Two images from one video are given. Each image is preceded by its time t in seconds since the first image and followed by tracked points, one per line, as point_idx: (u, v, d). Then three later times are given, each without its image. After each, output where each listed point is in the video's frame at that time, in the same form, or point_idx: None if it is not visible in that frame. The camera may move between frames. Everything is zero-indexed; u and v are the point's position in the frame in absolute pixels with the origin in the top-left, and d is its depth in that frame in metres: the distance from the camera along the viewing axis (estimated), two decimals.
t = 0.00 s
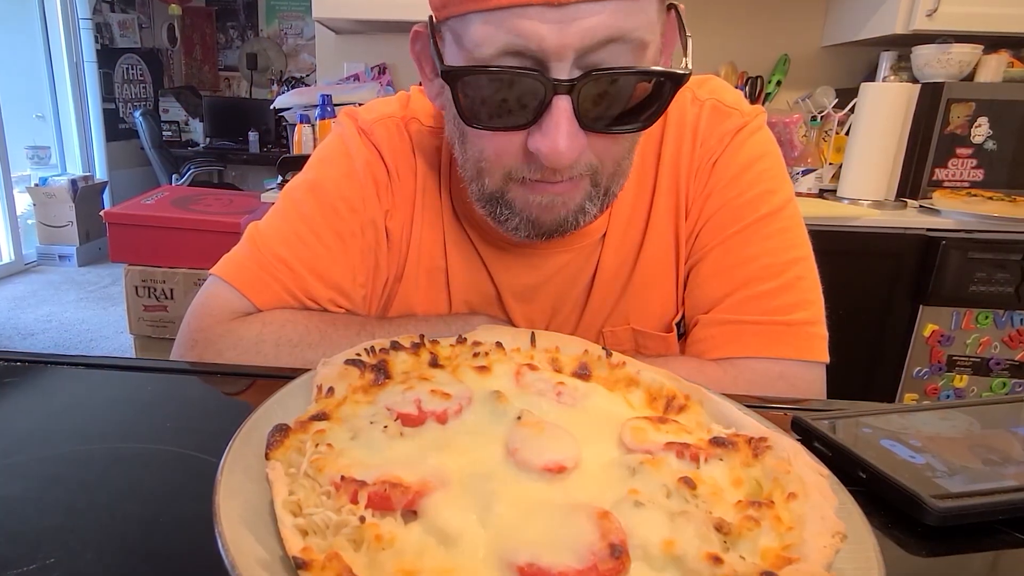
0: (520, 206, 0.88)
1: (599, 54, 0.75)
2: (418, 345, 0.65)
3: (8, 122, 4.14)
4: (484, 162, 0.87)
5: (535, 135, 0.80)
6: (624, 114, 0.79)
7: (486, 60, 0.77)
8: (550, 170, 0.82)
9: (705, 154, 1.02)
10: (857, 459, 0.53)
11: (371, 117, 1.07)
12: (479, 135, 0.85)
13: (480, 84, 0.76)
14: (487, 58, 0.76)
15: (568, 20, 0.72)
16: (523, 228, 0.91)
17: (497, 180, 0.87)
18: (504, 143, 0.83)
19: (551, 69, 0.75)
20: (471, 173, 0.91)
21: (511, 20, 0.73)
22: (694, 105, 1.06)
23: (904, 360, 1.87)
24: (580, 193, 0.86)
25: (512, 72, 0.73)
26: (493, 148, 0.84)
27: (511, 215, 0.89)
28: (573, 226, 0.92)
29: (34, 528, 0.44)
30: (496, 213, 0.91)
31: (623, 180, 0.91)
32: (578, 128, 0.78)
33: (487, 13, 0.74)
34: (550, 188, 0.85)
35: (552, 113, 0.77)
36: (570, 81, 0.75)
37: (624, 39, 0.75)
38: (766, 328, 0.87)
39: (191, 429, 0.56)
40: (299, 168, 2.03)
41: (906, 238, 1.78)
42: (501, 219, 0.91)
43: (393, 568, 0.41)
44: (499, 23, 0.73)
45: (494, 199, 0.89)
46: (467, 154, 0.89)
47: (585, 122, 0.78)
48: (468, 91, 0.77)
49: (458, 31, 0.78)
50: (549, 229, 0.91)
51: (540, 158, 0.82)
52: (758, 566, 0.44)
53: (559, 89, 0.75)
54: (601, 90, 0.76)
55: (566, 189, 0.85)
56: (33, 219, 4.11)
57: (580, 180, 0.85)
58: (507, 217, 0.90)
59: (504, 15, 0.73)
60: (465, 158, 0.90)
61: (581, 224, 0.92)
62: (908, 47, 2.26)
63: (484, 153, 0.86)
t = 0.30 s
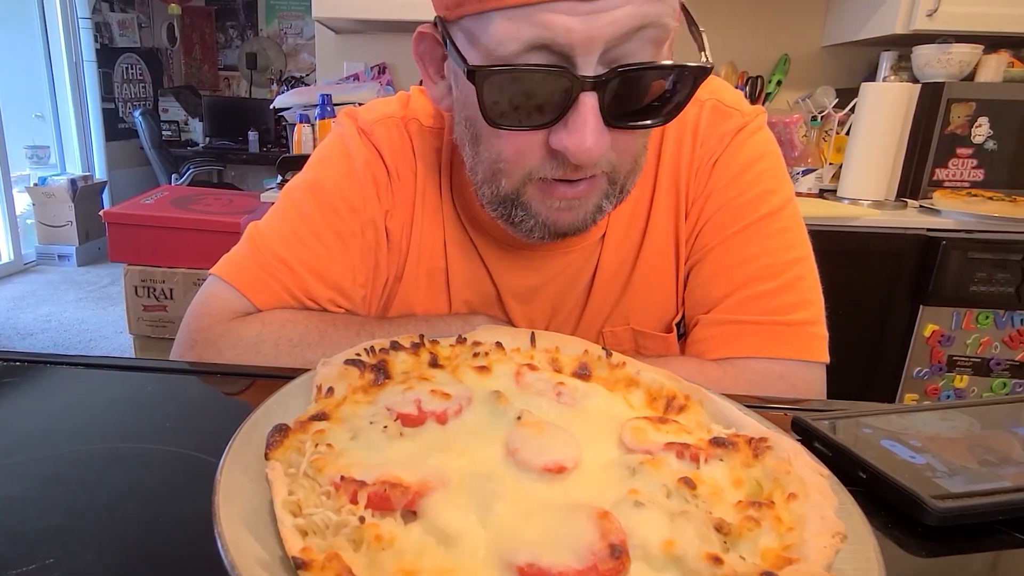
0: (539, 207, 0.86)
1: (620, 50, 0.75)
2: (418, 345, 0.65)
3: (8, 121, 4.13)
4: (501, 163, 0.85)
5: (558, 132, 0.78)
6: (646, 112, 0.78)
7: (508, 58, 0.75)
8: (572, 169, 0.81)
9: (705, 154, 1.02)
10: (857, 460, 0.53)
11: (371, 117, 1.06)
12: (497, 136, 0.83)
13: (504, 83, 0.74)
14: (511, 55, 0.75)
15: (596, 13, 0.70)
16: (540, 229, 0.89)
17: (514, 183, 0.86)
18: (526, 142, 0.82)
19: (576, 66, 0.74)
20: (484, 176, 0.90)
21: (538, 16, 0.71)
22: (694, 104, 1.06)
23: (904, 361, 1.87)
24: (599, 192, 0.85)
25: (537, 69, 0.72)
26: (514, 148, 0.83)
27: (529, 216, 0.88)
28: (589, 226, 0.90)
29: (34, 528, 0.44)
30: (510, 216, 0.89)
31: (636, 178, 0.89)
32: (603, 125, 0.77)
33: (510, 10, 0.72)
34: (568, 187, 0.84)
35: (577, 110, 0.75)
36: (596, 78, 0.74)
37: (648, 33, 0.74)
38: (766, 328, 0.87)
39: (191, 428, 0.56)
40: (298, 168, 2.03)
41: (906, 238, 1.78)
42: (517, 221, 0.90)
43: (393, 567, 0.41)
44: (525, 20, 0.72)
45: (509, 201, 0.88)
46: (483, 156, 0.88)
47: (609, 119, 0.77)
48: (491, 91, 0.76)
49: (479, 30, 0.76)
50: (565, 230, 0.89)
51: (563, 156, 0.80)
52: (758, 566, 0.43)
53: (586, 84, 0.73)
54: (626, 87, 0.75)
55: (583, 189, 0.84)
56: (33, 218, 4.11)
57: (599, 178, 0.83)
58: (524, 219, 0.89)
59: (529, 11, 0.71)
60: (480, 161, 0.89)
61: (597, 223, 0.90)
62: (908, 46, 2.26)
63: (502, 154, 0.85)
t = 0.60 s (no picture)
0: (549, 210, 0.85)
1: (633, 53, 0.74)
2: (418, 345, 0.65)
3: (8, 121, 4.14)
4: (511, 166, 0.85)
5: (570, 134, 0.77)
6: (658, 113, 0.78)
7: (519, 63, 0.75)
8: (584, 171, 0.80)
9: (705, 155, 1.02)
10: (857, 460, 0.53)
11: (371, 116, 1.06)
12: (508, 139, 0.83)
13: (513, 89, 0.74)
14: (522, 60, 0.74)
15: (608, 16, 0.70)
16: (549, 231, 0.89)
17: (524, 185, 0.85)
18: (538, 145, 0.81)
19: (589, 69, 0.73)
20: (493, 179, 0.89)
21: (550, 20, 0.71)
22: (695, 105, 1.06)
23: (904, 361, 1.87)
24: (608, 193, 0.85)
25: (546, 73, 0.71)
26: (525, 151, 0.82)
27: (538, 218, 0.87)
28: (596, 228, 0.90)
29: (32, 528, 0.44)
30: (520, 218, 0.89)
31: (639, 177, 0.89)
32: (616, 127, 0.77)
33: (522, 15, 0.72)
34: (578, 190, 0.83)
35: (591, 112, 0.75)
36: (608, 80, 0.73)
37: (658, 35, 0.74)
38: (767, 328, 0.87)
39: (190, 428, 0.56)
40: (298, 168, 2.03)
41: (906, 238, 1.78)
42: (526, 223, 0.89)
43: (392, 568, 0.41)
44: (537, 24, 0.71)
45: (519, 204, 0.87)
46: (492, 159, 0.87)
47: (621, 121, 0.76)
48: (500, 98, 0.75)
49: (489, 35, 0.76)
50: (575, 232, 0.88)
51: (575, 159, 0.80)
52: (758, 567, 0.43)
53: (599, 87, 0.73)
54: (638, 88, 0.75)
55: (593, 193, 0.83)
56: (32, 218, 4.11)
57: (609, 180, 0.83)
58: (533, 221, 0.88)
59: (542, 16, 0.71)
60: (489, 165, 0.88)
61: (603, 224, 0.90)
62: (909, 46, 2.26)
63: (512, 157, 0.84)
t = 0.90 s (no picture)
0: (554, 211, 0.85)
1: (638, 45, 0.74)
2: (418, 345, 0.65)
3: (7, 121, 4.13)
4: (519, 164, 0.84)
5: (575, 129, 0.77)
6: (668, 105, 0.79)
7: (524, 55, 0.75)
8: (590, 168, 0.80)
9: (706, 155, 1.02)
10: (858, 461, 0.53)
11: (371, 116, 1.06)
12: (517, 138, 0.82)
13: (517, 86, 0.74)
14: (526, 52, 0.74)
15: (614, 6, 0.70)
16: (554, 231, 0.88)
17: (531, 185, 0.85)
18: (543, 143, 0.81)
19: (594, 61, 0.73)
20: (498, 178, 0.89)
21: (555, 10, 0.70)
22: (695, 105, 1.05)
23: (904, 361, 1.87)
24: (611, 190, 0.84)
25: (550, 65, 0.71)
26: (531, 151, 0.82)
27: (543, 219, 0.87)
28: (597, 228, 0.90)
29: (31, 529, 0.43)
30: (524, 221, 0.89)
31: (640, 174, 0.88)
32: (622, 119, 0.76)
33: (526, 7, 0.72)
34: (581, 187, 0.82)
35: (597, 105, 0.74)
36: (613, 72, 0.73)
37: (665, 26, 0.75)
38: (767, 328, 0.87)
39: (189, 428, 0.56)
40: (298, 168, 2.03)
41: (906, 238, 1.78)
42: (531, 222, 0.89)
43: (392, 568, 0.41)
44: (542, 15, 0.71)
45: (524, 203, 0.87)
46: (497, 157, 0.87)
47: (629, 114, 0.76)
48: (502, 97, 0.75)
49: (493, 29, 0.76)
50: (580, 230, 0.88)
51: (582, 156, 0.79)
52: (758, 567, 0.43)
53: (604, 79, 0.73)
54: (645, 80, 0.75)
55: (593, 194, 0.83)
56: (32, 218, 4.11)
57: (612, 176, 0.82)
58: (538, 223, 0.88)
59: (546, 6, 0.71)
60: (493, 163, 0.88)
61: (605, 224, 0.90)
62: (908, 46, 2.26)
63: (517, 156, 0.84)
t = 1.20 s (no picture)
0: (558, 200, 0.84)
1: (641, 35, 0.74)
2: (417, 345, 0.65)
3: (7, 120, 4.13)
4: (521, 155, 0.84)
5: (580, 121, 0.77)
6: (673, 95, 0.79)
7: (528, 48, 0.75)
8: (596, 157, 0.80)
9: (706, 155, 1.02)
10: (858, 460, 0.53)
11: (371, 116, 1.06)
12: (517, 128, 0.82)
13: (519, 81, 0.75)
14: (530, 45, 0.75)
15: None
16: (559, 223, 0.87)
17: (534, 176, 0.84)
18: (547, 133, 0.80)
19: (599, 52, 0.73)
20: (499, 173, 0.88)
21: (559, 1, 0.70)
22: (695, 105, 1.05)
23: (904, 361, 1.87)
24: (616, 181, 0.83)
25: (552, 57, 0.72)
26: (534, 140, 0.81)
27: (546, 210, 0.86)
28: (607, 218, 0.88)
29: (30, 530, 0.43)
30: (528, 211, 0.88)
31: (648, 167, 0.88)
32: (628, 110, 0.76)
33: None
34: (585, 179, 0.82)
35: (602, 96, 0.74)
36: (618, 62, 0.73)
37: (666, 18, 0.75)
38: (767, 328, 0.87)
39: (189, 428, 0.56)
40: (298, 167, 2.03)
41: (906, 238, 1.78)
42: (534, 215, 0.88)
43: (391, 568, 0.41)
44: (546, 7, 0.71)
45: (527, 195, 0.86)
46: (500, 153, 0.87)
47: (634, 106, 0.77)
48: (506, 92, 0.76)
49: (497, 23, 0.76)
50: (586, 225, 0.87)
51: (588, 146, 0.79)
52: (758, 567, 0.43)
53: (609, 70, 0.73)
54: (649, 71, 0.75)
55: (600, 181, 0.82)
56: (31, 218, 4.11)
57: (622, 166, 0.82)
58: (542, 213, 0.87)
59: None
60: (495, 158, 0.88)
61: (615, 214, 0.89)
62: (908, 46, 2.26)
63: (520, 147, 0.83)
